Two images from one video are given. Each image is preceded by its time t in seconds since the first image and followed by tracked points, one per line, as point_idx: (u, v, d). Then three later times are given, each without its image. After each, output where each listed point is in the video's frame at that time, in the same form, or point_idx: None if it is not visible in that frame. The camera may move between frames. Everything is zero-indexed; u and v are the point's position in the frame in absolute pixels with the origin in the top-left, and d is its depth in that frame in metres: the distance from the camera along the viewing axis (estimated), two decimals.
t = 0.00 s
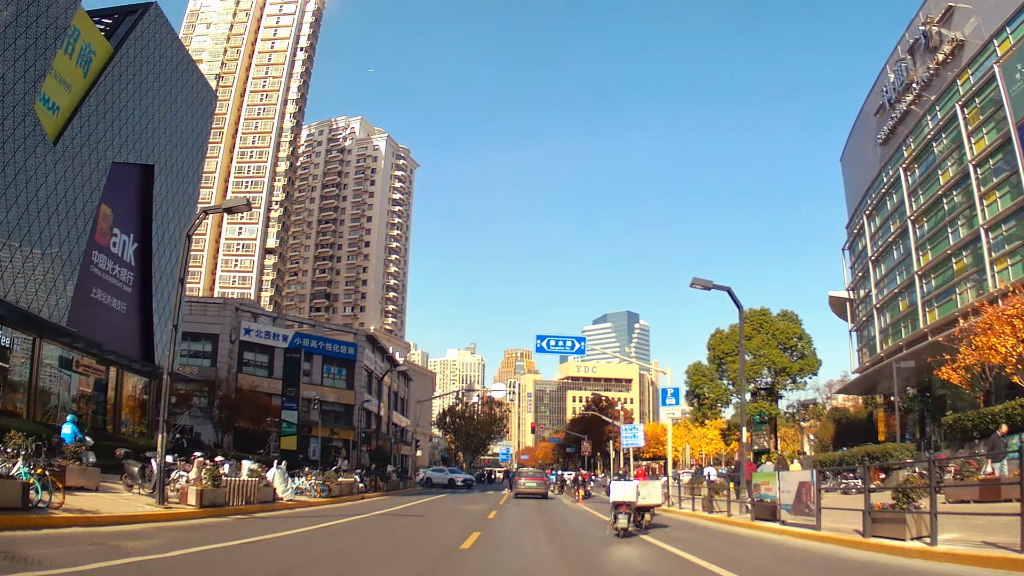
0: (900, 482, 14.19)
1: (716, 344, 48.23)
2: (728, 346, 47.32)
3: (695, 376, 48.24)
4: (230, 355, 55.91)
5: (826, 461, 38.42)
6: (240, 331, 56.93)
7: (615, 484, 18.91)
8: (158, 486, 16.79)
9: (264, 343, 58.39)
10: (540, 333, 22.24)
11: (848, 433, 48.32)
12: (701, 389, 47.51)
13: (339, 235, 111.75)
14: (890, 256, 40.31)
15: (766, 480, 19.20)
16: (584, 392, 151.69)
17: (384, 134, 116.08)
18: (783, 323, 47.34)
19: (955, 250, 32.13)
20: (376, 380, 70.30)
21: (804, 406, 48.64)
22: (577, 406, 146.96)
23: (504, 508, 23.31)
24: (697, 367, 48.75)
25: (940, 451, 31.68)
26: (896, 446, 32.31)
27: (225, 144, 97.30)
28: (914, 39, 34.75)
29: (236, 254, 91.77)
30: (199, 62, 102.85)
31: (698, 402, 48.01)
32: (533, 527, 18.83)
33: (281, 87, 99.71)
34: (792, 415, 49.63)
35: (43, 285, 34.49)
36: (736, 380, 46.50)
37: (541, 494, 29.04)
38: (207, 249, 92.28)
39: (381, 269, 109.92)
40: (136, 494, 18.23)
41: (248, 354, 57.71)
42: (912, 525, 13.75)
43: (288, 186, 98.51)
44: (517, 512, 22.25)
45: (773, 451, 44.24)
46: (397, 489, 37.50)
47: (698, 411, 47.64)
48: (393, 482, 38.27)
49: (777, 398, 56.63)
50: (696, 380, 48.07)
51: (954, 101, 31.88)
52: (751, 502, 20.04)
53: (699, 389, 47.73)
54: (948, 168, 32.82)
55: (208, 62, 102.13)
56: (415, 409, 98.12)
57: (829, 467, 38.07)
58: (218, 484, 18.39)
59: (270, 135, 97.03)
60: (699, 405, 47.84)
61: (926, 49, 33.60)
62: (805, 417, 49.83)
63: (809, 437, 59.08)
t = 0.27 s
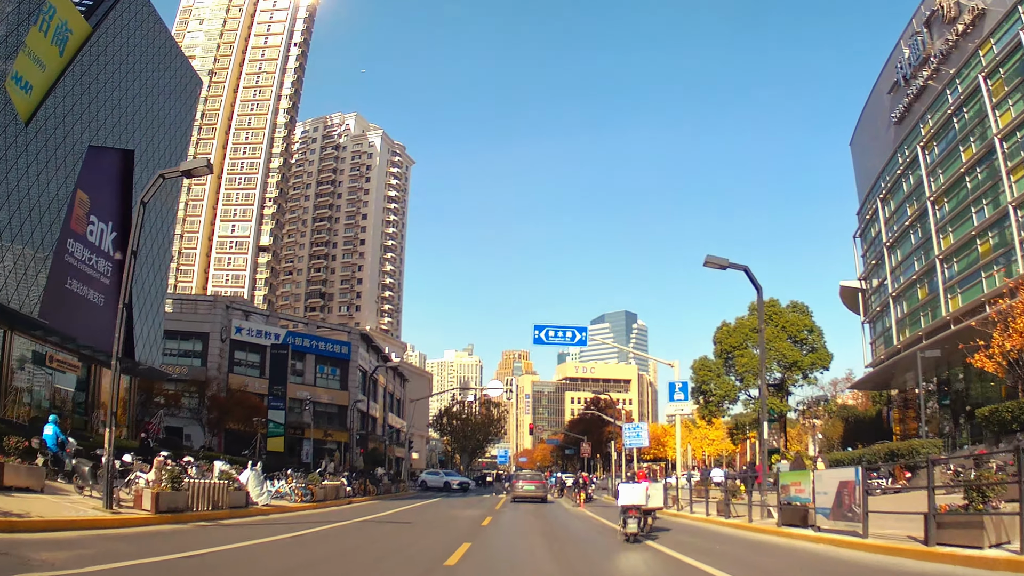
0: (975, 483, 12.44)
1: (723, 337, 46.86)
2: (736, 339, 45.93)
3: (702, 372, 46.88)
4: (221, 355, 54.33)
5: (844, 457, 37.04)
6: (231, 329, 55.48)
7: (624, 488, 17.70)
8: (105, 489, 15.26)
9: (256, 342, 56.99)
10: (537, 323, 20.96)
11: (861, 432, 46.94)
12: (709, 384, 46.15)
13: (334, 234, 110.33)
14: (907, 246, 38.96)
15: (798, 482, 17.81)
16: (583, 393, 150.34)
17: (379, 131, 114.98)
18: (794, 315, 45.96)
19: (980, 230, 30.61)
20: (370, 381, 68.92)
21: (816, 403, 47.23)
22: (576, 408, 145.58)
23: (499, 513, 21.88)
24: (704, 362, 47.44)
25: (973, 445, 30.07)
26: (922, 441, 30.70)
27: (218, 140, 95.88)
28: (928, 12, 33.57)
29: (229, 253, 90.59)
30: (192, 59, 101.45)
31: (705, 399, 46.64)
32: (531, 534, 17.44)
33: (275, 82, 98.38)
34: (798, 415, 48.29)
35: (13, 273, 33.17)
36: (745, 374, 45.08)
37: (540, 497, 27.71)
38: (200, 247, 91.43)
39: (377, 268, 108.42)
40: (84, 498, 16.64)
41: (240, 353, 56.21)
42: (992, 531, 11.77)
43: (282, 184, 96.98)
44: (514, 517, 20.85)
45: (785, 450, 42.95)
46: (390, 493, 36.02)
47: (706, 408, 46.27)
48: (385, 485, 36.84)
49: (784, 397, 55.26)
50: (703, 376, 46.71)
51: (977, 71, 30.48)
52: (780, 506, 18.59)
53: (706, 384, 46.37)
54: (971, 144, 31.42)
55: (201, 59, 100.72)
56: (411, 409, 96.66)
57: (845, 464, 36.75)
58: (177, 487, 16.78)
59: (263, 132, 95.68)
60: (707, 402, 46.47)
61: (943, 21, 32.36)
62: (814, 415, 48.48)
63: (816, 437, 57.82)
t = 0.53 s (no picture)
0: None
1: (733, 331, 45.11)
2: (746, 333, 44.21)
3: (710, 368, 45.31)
4: (214, 352, 53.05)
5: (866, 456, 35.60)
6: (224, 326, 54.24)
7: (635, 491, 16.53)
8: (44, 486, 13.86)
9: (249, 339, 55.68)
10: (537, 311, 19.66)
11: (875, 431, 45.49)
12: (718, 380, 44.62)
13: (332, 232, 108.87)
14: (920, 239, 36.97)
15: (841, 479, 16.13)
16: (583, 394, 149.01)
17: (378, 128, 113.61)
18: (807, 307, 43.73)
19: (1011, 214, 27.29)
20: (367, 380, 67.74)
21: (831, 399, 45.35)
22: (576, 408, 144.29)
23: (499, 516, 20.57)
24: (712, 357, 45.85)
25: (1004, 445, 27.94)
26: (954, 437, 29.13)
27: (215, 136, 94.39)
28: None
29: (225, 250, 89.46)
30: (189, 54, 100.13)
31: (714, 396, 45.08)
32: (532, 538, 16.17)
33: (273, 78, 97.23)
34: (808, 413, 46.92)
35: None
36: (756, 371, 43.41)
37: (541, 498, 26.42)
38: (196, 244, 89.85)
39: (375, 267, 107.22)
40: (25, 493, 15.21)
41: (233, 350, 54.92)
42: None
43: (279, 180, 95.67)
44: (513, 520, 19.50)
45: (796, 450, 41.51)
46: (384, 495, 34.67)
47: (715, 404, 44.72)
48: (379, 487, 35.49)
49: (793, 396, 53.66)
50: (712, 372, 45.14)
51: (1005, 45, 27.16)
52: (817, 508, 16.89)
53: (715, 381, 44.81)
54: (999, 123, 27.99)
55: (198, 54, 99.38)
56: (410, 409, 95.26)
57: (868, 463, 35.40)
58: (129, 485, 15.38)
59: (260, 127, 94.50)
60: (716, 398, 44.89)
61: None
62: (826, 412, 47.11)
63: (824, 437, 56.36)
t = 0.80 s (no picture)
0: None
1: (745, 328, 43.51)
2: (759, 329, 42.60)
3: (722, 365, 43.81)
4: (208, 353, 51.89)
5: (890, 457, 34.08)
6: (218, 326, 53.12)
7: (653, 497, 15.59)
8: None
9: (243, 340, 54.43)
10: (539, 301, 18.42)
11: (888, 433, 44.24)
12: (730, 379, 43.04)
13: (331, 233, 107.58)
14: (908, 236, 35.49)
15: (898, 482, 14.05)
16: (584, 398, 147.65)
17: (378, 128, 112.38)
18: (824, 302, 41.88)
19: None
20: (366, 382, 66.28)
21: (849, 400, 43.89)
22: (578, 412, 142.94)
23: (496, 525, 19.23)
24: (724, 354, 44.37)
25: None
26: (987, 434, 27.45)
27: (212, 135, 93.25)
28: None
29: (222, 250, 88.40)
30: (186, 53, 99.15)
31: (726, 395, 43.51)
32: (531, 548, 14.88)
33: (271, 77, 96.30)
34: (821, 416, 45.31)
35: None
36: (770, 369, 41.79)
37: (544, 504, 25.11)
38: (193, 244, 88.75)
39: (374, 268, 105.99)
40: None
41: (227, 351, 53.77)
42: None
43: (277, 180, 94.44)
44: (511, 529, 18.15)
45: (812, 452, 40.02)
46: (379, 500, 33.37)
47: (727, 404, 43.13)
48: (372, 492, 34.03)
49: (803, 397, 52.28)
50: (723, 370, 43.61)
51: None
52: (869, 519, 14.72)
53: (727, 379, 43.23)
54: None
55: (195, 53, 98.31)
56: (409, 412, 93.92)
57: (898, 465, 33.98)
58: (72, 487, 13.82)
59: (258, 127, 93.63)
60: (728, 398, 43.30)
61: None
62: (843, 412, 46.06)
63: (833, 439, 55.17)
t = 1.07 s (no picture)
0: None
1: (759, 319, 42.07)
2: (774, 320, 41.14)
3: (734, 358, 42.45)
4: (202, 348, 50.85)
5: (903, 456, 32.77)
6: (213, 322, 51.98)
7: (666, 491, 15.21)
8: None
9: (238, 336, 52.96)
10: (541, 285, 17.18)
11: (901, 430, 43.14)
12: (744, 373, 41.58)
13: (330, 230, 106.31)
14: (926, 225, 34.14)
15: (972, 475, 11.69)
16: (587, 396, 146.44)
17: (378, 124, 111.11)
18: (841, 291, 40.36)
19: None
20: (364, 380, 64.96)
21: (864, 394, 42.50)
22: (580, 410, 141.74)
23: (495, 527, 17.88)
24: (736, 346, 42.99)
25: None
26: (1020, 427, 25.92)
27: (209, 130, 92.06)
28: None
29: (219, 246, 87.32)
30: (184, 48, 98.07)
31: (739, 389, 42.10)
32: (530, 554, 13.59)
33: (269, 71, 95.06)
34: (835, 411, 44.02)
35: None
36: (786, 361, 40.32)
37: (547, 504, 23.91)
38: (190, 240, 87.70)
39: (374, 265, 104.72)
40: None
41: (222, 347, 52.49)
42: None
43: (276, 175, 93.23)
44: (511, 532, 16.83)
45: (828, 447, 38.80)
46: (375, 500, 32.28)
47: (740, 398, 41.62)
48: (367, 491, 32.71)
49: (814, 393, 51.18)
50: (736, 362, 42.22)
51: None
52: (931, 520, 12.38)
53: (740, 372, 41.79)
54: None
55: (193, 48, 97.17)
56: (409, 410, 92.71)
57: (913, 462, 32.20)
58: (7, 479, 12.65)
59: (256, 121, 92.40)
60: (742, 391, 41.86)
61: None
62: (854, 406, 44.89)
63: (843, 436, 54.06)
